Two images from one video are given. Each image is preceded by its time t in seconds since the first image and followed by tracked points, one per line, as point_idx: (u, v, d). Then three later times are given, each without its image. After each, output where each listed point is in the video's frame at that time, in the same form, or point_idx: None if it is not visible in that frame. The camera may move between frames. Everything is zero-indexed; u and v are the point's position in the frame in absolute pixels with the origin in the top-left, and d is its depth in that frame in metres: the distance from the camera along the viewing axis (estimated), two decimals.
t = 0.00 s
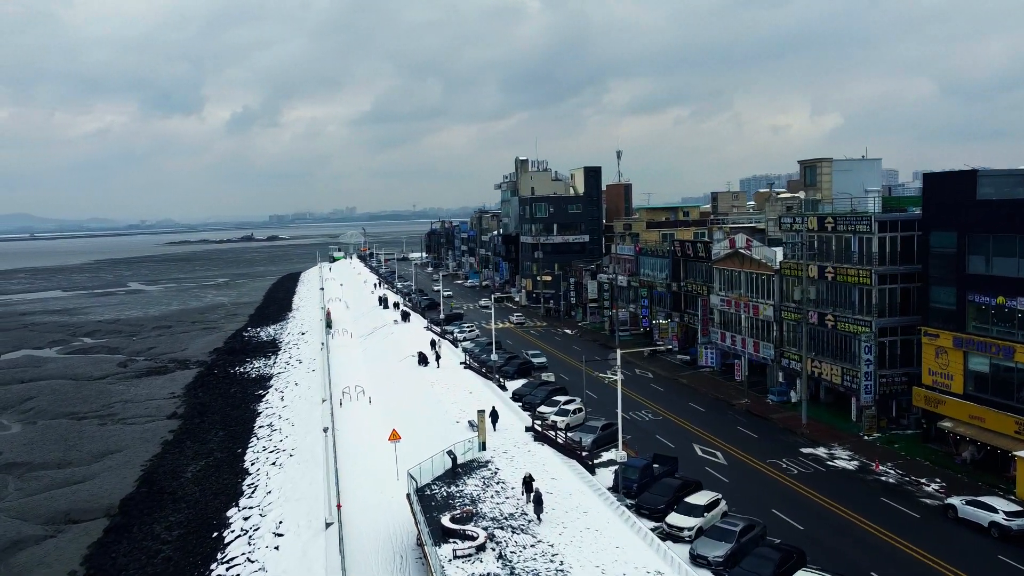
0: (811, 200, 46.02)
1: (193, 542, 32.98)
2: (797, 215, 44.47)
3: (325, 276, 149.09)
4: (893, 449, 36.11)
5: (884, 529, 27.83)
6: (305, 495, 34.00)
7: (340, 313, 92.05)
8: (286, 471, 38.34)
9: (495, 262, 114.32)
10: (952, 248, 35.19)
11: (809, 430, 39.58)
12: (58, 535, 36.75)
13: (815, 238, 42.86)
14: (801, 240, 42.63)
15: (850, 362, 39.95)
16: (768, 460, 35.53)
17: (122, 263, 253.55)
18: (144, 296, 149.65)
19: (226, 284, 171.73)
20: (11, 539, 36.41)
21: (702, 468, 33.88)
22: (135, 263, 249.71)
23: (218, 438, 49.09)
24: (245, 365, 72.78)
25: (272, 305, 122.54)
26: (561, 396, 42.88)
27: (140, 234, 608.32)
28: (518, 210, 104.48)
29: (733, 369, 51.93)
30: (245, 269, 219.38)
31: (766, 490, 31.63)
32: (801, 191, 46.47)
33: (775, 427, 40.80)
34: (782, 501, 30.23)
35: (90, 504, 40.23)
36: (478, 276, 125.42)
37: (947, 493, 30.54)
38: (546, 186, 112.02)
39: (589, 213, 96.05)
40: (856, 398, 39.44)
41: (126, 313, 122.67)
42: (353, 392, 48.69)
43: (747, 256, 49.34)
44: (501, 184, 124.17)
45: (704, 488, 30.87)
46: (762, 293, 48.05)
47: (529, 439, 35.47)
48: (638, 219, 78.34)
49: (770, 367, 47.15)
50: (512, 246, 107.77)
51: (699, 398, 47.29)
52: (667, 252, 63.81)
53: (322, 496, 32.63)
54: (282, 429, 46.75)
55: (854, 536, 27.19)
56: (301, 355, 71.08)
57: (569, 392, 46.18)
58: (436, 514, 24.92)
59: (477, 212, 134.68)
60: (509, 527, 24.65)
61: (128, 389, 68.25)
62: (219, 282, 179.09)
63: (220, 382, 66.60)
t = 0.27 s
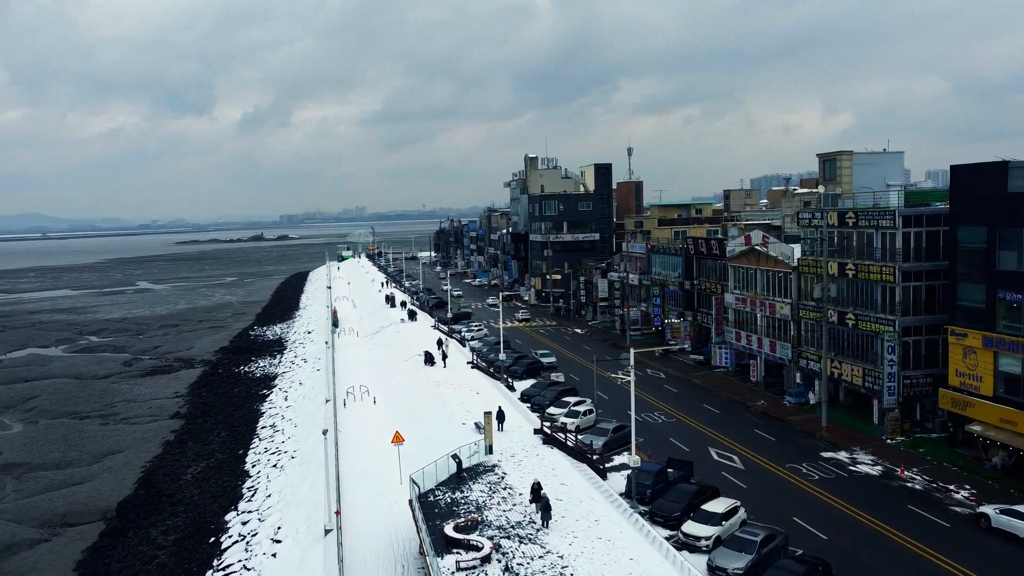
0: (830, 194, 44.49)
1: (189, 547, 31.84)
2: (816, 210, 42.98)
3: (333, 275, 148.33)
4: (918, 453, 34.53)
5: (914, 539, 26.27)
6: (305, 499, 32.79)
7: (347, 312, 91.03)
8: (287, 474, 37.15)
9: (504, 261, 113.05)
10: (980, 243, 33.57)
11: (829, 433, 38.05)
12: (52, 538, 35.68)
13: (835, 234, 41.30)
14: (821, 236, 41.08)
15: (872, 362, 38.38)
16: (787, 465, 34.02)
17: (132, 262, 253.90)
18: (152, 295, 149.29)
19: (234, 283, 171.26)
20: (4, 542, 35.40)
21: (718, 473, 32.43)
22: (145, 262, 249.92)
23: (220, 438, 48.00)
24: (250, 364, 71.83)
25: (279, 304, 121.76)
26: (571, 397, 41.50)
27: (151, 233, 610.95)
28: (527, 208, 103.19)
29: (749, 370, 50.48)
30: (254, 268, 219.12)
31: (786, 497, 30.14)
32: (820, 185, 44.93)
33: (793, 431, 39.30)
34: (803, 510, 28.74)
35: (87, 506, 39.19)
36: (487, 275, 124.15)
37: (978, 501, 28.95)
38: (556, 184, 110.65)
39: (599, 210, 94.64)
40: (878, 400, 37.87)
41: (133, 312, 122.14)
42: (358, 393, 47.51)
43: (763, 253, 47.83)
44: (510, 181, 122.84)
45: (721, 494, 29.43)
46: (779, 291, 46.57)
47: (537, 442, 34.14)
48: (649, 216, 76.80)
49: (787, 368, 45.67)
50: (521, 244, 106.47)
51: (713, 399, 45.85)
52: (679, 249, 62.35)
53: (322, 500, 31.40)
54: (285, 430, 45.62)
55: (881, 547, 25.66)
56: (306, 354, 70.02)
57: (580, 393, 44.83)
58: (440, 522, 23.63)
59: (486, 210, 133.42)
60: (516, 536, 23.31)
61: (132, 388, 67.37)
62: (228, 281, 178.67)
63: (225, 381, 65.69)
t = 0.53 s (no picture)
0: (842, 191, 43.41)
1: (182, 553, 30.87)
2: (827, 207, 41.91)
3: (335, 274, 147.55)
4: (934, 457, 33.43)
5: (933, 548, 25.17)
6: (301, 504, 31.81)
7: (348, 311, 90.14)
8: (284, 477, 36.18)
9: (507, 260, 112.09)
10: (999, 240, 32.42)
11: (842, 435, 36.97)
12: (43, 543, 34.79)
13: (847, 231, 40.22)
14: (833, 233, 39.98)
15: (885, 363, 37.30)
16: (799, 468, 32.95)
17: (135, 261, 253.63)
18: (154, 294, 148.58)
19: (237, 282, 170.57)
20: None
21: (727, 477, 31.38)
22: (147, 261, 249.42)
23: (217, 440, 47.10)
24: (250, 364, 70.97)
25: (281, 303, 120.94)
26: (575, 399, 40.48)
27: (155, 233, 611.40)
28: (531, 207, 102.20)
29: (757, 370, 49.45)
30: (257, 267, 218.61)
31: (799, 503, 29.05)
32: (831, 181, 43.85)
33: (803, 433, 38.24)
34: (816, 516, 27.67)
35: (80, 510, 38.28)
36: (490, 274, 123.12)
37: (999, 508, 27.85)
38: (560, 182, 109.62)
39: (604, 209, 93.63)
40: (892, 402, 36.80)
41: (134, 311, 121.45)
42: (358, 393, 46.57)
43: (772, 251, 46.76)
44: (514, 180, 121.80)
45: (731, 499, 28.38)
46: (788, 290, 45.53)
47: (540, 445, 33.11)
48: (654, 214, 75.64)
49: (796, 368, 44.63)
50: (524, 243, 105.46)
51: (721, 400, 44.80)
52: (685, 247, 61.31)
53: (318, 505, 30.43)
54: (283, 431, 44.68)
55: (899, 556, 24.58)
56: (306, 354, 69.14)
57: (584, 394, 43.83)
58: (439, 530, 22.63)
59: (489, 209, 132.37)
60: (519, 545, 22.29)
61: (130, 388, 66.56)
62: (231, 280, 177.94)
63: (224, 381, 64.85)
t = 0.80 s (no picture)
0: (854, 186, 42.18)
1: (172, 560, 29.73)
2: (839, 203, 40.68)
3: (337, 273, 146.55)
4: (953, 462, 32.15)
5: (957, 558, 23.91)
6: (296, 509, 30.67)
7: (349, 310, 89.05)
8: (279, 481, 35.04)
9: (510, 259, 110.96)
10: (1022, 235, 31.09)
11: (856, 439, 35.71)
12: (31, 549, 33.68)
13: (861, 228, 38.97)
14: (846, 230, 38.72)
15: (901, 364, 36.02)
16: (812, 473, 31.71)
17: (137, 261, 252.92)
18: (155, 293, 147.66)
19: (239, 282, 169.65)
20: None
21: (738, 482, 30.18)
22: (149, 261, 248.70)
23: (213, 441, 45.97)
24: (248, 364, 69.91)
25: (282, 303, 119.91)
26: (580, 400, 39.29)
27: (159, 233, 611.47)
28: (534, 205, 101.08)
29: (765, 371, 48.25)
30: (260, 267, 217.81)
31: (814, 510, 27.82)
32: (843, 177, 42.63)
33: (815, 436, 37.00)
34: (832, 525, 26.45)
35: (70, 514, 37.15)
36: (493, 273, 121.87)
37: None
38: (563, 180, 108.46)
39: (608, 207, 92.46)
40: (908, 404, 35.55)
41: (135, 310, 120.50)
42: (357, 394, 45.42)
43: (782, 248, 45.52)
44: (517, 178, 120.63)
45: (743, 507, 27.17)
46: (798, 289, 44.31)
47: (542, 448, 31.96)
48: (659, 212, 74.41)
49: (807, 369, 43.41)
50: (527, 241, 104.32)
51: (729, 401, 43.58)
52: (691, 245, 60.10)
53: (313, 511, 29.27)
54: (279, 433, 43.57)
55: (921, 567, 23.34)
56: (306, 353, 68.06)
57: (589, 395, 42.65)
58: (436, 540, 21.45)
59: (492, 207, 131.28)
60: (521, 556, 21.10)
61: (127, 388, 65.53)
62: (233, 279, 177.03)
63: (223, 381, 63.79)
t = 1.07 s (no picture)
0: (873, 181, 40.66)
1: (162, 569, 28.50)
2: (858, 199, 39.18)
3: (342, 272, 145.43)
4: (980, 469, 30.66)
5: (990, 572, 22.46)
6: (292, 516, 29.43)
7: (353, 310, 87.87)
8: (275, 486, 33.83)
9: (516, 258, 109.61)
10: None
11: (877, 444, 34.24)
12: (19, 555, 32.55)
13: (880, 224, 37.47)
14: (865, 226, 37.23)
15: (923, 365, 34.53)
16: (832, 480, 30.29)
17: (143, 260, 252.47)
18: (159, 292, 146.81)
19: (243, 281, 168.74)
20: None
21: (754, 490, 28.81)
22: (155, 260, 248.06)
23: (211, 444, 44.78)
24: (250, 364, 68.79)
25: (286, 302, 118.86)
26: (587, 403, 37.95)
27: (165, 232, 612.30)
28: (541, 203, 99.72)
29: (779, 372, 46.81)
30: (265, 266, 217.04)
31: (835, 521, 26.42)
32: (861, 171, 41.12)
33: (833, 441, 35.57)
34: (855, 536, 25.04)
35: (62, 518, 36.00)
36: (499, 272, 120.52)
37: None
38: (570, 178, 106.98)
39: (616, 205, 91.05)
40: (930, 408, 34.09)
41: (138, 309, 119.59)
42: (358, 395, 44.19)
43: (796, 246, 44.02)
44: (523, 176, 119.27)
45: (760, 516, 25.81)
46: (813, 287, 42.83)
47: (549, 453, 30.66)
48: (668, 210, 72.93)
49: (823, 370, 41.96)
50: (534, 240, 102.96)
51: (742, 404, 42.15)
52: (702, 243, 58.65)
53: (309, 518, 28.01)
54: (279, 435, 42.38)
55: None
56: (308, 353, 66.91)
57: (597, 397, 41.30)
58: (435, 554, 20.23)
59: (498, 206, 129.96)
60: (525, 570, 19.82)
61: (127, 388, 64.49)
62: (237, 279, 176.21)
63: (223, 381, 62.68)
